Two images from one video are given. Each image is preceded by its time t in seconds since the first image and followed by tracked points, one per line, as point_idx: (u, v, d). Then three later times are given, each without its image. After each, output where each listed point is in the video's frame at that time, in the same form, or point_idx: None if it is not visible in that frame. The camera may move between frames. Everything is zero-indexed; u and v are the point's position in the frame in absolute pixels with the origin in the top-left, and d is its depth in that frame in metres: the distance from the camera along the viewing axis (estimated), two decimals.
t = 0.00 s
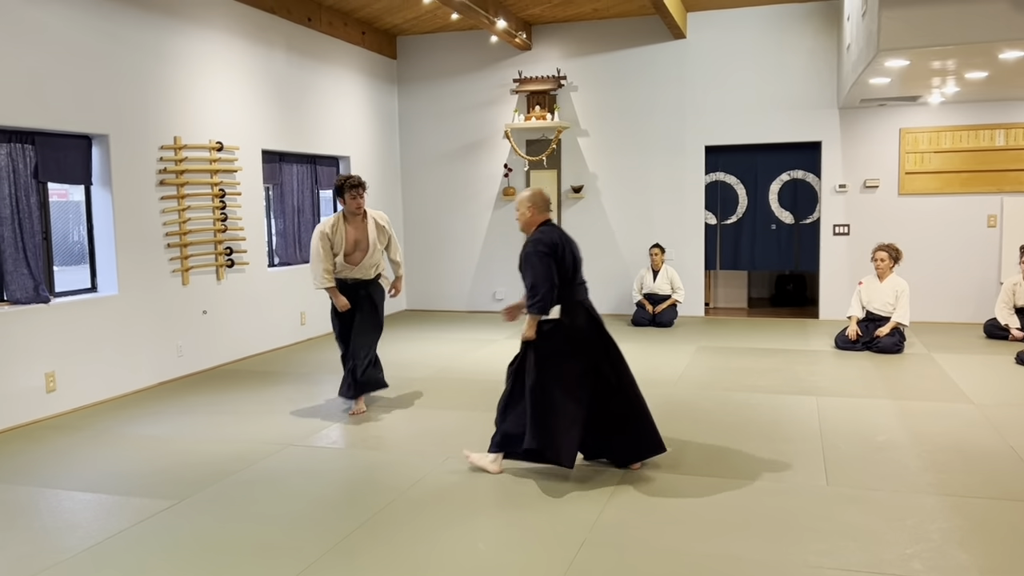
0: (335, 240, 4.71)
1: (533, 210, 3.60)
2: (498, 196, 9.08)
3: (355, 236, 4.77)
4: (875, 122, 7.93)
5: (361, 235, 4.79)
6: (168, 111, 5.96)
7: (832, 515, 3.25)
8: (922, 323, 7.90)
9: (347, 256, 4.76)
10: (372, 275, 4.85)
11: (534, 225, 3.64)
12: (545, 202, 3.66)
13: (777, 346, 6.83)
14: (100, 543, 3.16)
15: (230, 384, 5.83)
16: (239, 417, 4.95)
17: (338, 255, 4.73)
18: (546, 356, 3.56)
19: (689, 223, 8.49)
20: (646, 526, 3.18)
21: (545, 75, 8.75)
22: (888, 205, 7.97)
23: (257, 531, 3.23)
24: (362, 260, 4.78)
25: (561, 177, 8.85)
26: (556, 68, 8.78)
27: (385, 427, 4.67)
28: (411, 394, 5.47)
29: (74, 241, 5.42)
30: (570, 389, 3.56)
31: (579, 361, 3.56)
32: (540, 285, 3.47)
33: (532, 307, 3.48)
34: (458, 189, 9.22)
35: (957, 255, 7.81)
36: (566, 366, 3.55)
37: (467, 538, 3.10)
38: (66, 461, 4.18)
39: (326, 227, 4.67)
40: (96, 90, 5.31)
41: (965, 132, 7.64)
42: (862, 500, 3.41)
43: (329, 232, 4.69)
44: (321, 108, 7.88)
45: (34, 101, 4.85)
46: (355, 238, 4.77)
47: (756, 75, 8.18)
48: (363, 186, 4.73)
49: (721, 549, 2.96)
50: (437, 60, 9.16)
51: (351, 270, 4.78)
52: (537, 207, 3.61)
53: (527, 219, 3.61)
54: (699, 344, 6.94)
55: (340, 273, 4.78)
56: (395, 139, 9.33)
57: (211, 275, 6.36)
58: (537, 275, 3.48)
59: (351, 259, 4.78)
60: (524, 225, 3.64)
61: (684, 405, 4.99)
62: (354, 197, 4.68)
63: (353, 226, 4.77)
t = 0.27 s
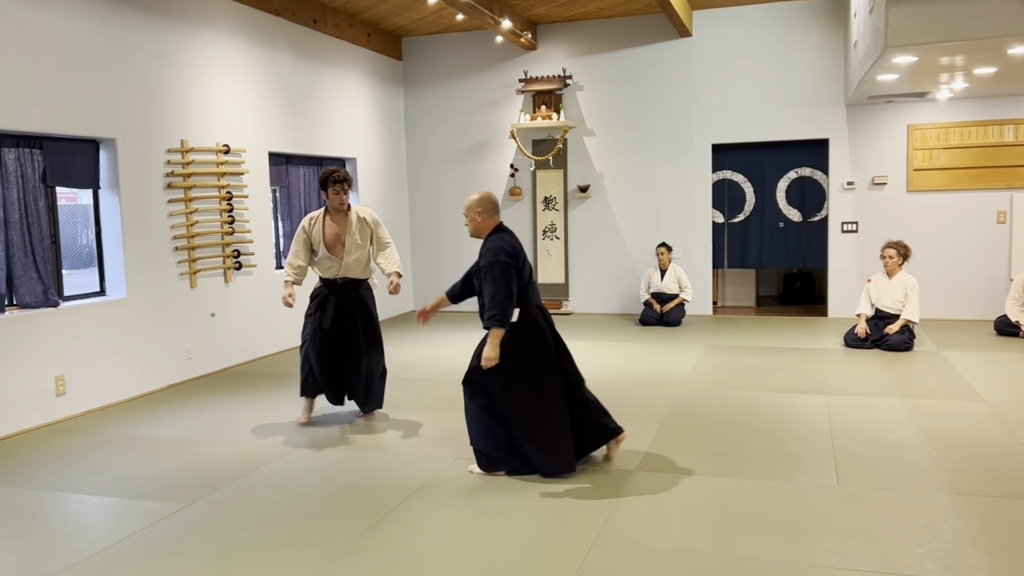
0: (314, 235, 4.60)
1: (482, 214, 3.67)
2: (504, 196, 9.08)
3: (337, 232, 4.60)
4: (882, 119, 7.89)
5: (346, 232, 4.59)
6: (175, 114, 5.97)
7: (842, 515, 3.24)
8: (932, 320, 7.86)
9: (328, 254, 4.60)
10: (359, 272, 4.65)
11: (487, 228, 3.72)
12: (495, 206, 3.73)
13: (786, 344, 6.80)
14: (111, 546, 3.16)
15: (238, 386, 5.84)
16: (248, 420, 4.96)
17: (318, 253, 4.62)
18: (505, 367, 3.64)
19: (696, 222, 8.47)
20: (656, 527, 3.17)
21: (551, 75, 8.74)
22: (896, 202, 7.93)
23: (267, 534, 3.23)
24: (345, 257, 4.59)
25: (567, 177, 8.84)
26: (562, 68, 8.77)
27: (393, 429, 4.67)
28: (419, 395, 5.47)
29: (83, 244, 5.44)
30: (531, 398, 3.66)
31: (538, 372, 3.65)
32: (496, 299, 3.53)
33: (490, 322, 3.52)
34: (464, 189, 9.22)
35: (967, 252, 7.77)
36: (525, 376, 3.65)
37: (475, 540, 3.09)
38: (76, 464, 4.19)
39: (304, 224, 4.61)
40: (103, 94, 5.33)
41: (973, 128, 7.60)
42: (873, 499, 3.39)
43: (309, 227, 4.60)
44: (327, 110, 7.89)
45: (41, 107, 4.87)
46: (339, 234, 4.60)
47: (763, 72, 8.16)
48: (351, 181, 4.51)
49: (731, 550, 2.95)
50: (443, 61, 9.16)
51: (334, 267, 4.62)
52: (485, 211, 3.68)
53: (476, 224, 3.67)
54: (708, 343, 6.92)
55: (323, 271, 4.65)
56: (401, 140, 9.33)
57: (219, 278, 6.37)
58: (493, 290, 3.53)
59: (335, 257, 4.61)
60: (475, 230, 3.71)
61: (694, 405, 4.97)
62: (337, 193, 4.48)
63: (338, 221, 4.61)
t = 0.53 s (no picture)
0: (291, 251, 4.33)
1: (460, 212, 3.72)
2: (514, 194, 9.07)
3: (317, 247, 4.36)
4: (894, 114, 7.84)
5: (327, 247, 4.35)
6: (185, 115, 5.99)
7: (856, 513, 3.22)
8: (945, 316, 7.81)
9: (307, 271, 4.35)
10: (340, 290, 4.42)
11: (465, 226, 3.77)
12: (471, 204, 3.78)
13: (798, 341, 6.77)
14: (125, 546, 3.18)
15: (250, 386, 5.85)
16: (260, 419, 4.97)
17: (294, 270, 4.36)
18: (478, 364, 3.70)
19: (707, 218, 8.44)
20: (670, 526, 3.16)
21: (560, 72, 8.72)
22: (908, 197, 7.88)
23: (280, 534, 3.23)
24: (325, 274, 4.35)
25: (577, 174, 8.82)
26: (571, 65, 8.75)
27: (405, 428, 4.67)
28: (430, 393, 5.47)
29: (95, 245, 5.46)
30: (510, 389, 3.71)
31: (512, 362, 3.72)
32: (457, 297, 3.60)
33: (452, 320, 3.60)
34: (474, 187, 9.21)
35: (979, 247, 7.71)
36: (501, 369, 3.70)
37: (488, 539, 3.09)
38: (89, 464, 4.21)
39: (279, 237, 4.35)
40: (113, 95, 5.35)
41: (986, 123, 7.55)
42: (888, 497, 3.36)
43: (285, 243, 4.34)
44: (337, 109, 7.89)
45: (52, 108, 4.89)
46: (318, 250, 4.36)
47: (772, 68, 8.12)
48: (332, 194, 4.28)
49: (746, 549, 2.93)
50: (451, 59, 9.16)
51: (312, 285, 4.39)
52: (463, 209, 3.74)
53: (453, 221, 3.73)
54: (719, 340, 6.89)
55: (299, 289, 4.40)
56: (410, 138, 9.33)
57: (230, 278, 6.39)
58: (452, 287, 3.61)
59: (314, 273, 4.36)
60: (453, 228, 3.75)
61: (706, 402, 4.96)
62: (318, 206, 4.25)
63: (317, 236, 4.35)
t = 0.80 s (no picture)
0: (296, 226, 4.06)
1: (444, 218, 3.81)
2: (524, 192, 9.06)
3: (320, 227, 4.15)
4: (907, 109, 7.78)
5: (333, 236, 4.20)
6: (198, 113, 6.00)
7: (872, 510, 3.20)
8: (959, 313, 7.75)
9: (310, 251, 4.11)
10: (336, 276, 4.24)
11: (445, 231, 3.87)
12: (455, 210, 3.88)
13: (811, 338, 6.74)
14: (140, 543, 3.19)
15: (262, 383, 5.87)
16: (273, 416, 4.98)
17: (295, 248, 4.09)
18: (454, 361, 3.83)
19: (719, 215, 8.40)
20: (684, 524, 3.14)
21: (571, 69, 8.70)
22: (921, 193, 7.82)
23: (294, 531, 3.23)
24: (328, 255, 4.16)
25: (588, 171, 8.80)
26: (581, 61, 8.73)
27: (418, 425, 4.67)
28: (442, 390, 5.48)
29: (108, 243, 5.49)
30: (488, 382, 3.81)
31: (486, 354, 3.82)
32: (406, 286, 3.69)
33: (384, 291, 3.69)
34: (485, 185, 9.20)
35: (994, 243, 7.65)
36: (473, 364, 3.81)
37: (501, 536, 3.09)
38: (104, 461, 4.23)
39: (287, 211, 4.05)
40: (126, 94, 5.37)
41: (1000, 117, 7.48)
42: (904, 495, 3.34)
43: (290, 217, 4.03)
44: (348, 107, 7.90)
45: (65, 107, 4.91)
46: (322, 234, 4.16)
47: (785, 63, 8.07)
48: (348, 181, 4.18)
49: (761, 546, 2.92)
50: (462, 56, 9.15)
51: (311, 266, 4.15)
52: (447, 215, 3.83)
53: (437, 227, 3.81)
54: (731, 338, 6.87)
55: (295, 270, 4.12)
56: (421, 136, 9.33)
57: (242, 276, 6.41)
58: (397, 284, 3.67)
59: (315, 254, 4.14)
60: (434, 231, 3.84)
61: (719, 400, 4.94)
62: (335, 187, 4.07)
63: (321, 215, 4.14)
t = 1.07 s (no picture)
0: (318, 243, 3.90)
1: (421, 219, 4.01)
2: (537, 190, 9.05)
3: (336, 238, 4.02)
4: (923, 107, 7.74)
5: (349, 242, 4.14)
6: (213, 113, 6.03)
7: (891, 511, 3.19)
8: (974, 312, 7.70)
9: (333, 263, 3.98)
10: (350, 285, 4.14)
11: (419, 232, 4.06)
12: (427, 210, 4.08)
13: (825, 337, 6.71)
14: (160, 542, 3.21)
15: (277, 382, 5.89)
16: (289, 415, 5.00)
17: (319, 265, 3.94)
18: (430, 357, 4.08)
19: (732, 213, 8.37)
20: (702, 524, 3.14)
21: (583, 68, 8.69)
22: (937, 191, 7.78)
23: (312, 530, 3.25)
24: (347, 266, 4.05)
25: (600, 170, 8.79)
26: (594, 60, 8.71)
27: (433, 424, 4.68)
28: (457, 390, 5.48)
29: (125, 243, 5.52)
30: (465, 376, 4.09)
31: (459, 351, 4.11)
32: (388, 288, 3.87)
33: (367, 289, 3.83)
34: (497, 183, 9.20)
35: (1010, 241, 7.60)
36: (449, 358, 4.08)
37: (519, 536, 3.09)
38: (121, 460, 4.26)
39: (305, 233, 3.88)
40: (142, 94, 5.40)
41: (1017, 115, 7.44)
42: (923, 496, 3.33)
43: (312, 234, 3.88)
44: (361, 107, 7.91)
45: (82, 108, 4.94)
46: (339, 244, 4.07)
47: (798, 61, 8.04)
48: (354, 189, 4.12)
49: (780, 547, 2.92)
50: (475, 55, 9.15)
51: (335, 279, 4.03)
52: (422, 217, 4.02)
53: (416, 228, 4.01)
54: (745, 337, 6.85)
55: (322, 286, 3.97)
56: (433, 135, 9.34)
57: (256, 275, 6.43)
58: (380, 282, 3.83)
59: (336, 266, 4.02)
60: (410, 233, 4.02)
61: (735, 399, 4.93)
62: (349, 197, 3.98)
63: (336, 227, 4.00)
